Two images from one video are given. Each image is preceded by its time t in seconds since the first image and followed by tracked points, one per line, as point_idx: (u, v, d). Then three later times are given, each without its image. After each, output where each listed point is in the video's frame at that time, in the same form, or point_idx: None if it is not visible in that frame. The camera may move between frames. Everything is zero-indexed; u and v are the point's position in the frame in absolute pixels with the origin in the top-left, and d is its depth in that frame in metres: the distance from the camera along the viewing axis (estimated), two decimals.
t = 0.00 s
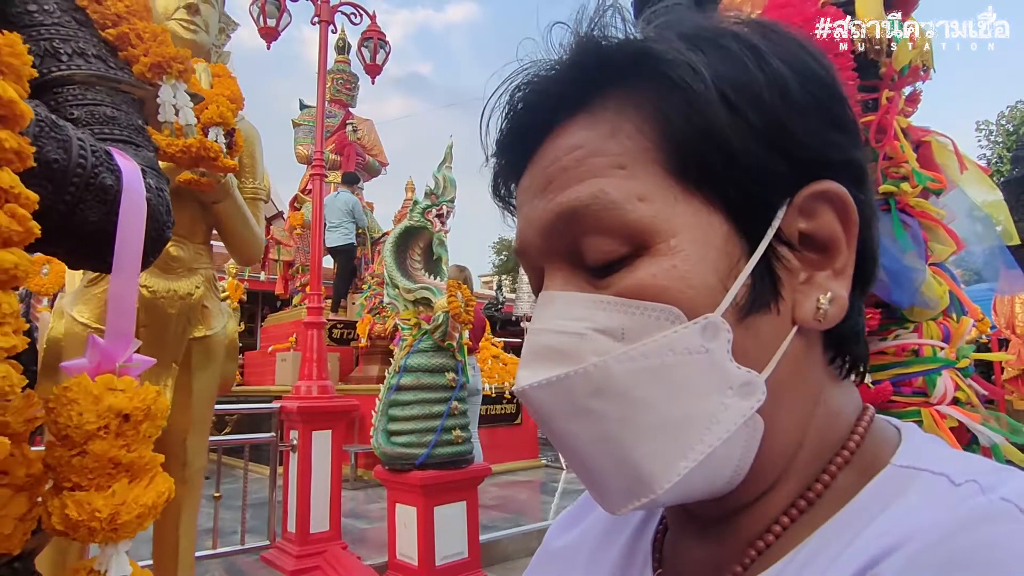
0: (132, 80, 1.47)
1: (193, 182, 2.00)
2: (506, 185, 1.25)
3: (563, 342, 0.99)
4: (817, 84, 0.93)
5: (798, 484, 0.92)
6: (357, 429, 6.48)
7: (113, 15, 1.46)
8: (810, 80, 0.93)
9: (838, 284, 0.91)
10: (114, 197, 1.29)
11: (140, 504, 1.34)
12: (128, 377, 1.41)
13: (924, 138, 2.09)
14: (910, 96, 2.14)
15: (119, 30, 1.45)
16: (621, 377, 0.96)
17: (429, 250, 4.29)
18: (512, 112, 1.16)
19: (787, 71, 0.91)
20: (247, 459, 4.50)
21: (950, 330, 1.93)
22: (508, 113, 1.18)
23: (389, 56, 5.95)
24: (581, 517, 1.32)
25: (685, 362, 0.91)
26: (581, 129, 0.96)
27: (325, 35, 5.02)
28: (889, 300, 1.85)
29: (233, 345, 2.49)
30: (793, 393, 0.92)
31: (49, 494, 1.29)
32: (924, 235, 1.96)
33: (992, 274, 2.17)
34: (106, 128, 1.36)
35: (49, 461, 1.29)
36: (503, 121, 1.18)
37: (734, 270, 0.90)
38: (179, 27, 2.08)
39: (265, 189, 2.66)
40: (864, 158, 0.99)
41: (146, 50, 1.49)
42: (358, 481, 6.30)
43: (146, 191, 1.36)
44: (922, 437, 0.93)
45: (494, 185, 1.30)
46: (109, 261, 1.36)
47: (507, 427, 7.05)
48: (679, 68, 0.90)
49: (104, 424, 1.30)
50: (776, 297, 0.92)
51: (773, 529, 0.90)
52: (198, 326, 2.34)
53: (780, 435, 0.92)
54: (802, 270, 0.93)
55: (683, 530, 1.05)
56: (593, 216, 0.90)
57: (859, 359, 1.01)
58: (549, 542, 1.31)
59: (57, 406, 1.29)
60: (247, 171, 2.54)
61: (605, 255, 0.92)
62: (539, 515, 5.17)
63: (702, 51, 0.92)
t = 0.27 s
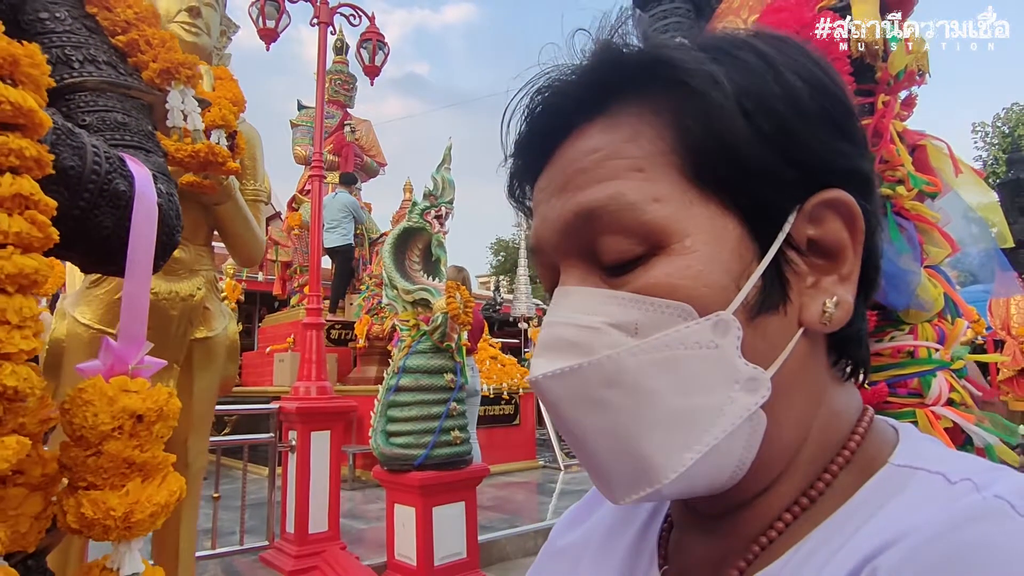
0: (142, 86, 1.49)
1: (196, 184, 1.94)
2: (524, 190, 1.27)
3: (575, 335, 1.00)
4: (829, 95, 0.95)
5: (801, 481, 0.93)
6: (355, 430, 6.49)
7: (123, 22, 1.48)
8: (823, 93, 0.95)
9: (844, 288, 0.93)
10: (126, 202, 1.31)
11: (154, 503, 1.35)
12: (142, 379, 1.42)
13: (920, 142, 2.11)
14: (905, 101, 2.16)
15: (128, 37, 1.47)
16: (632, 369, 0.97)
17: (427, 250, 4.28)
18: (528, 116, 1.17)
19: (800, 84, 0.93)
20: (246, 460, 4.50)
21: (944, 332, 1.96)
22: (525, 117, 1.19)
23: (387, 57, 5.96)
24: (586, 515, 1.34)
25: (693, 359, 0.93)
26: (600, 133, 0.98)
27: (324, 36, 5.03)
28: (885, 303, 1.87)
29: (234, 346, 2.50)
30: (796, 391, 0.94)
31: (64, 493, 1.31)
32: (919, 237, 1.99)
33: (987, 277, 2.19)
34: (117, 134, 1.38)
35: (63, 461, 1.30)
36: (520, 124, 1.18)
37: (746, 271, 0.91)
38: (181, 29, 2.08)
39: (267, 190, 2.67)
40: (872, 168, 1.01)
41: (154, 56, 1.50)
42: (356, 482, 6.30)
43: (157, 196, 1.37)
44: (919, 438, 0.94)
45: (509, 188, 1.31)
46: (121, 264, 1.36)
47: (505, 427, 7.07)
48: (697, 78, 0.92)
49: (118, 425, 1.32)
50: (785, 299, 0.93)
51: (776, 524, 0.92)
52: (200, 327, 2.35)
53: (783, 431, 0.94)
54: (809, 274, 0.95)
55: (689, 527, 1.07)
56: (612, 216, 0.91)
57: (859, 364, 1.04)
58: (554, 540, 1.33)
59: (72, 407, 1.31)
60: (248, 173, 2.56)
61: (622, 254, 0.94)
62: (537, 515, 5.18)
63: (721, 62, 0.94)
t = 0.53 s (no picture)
0: (147, 93, 1.50)
1: (197, 187, 1.90)
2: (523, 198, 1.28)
3: (572, 343, 1.02)
4: (822, 106, 0.97)
5: (793, 483, 0.95)
6: (353, 430, 6.50)
7: (128, 30, 1.50)
8: (815, 103, 0.96)
9: (835, 296, 0.95)
10: (133, 208, 1.32)
11: (161, 502, 1.36)
12: (148, 381, 1.43)
13: (914, 146, 2.13)
14: (900, 105, 2.18)
15: (134, 44, 1.50)
16: (629, 377, 0.99)
17: (426, 251, 4.29)
18: (527, 128, 1.18)
19: (794, 95, 0.94)
20: (244, 460, 4.51)
21: (937, 334, 1.98)
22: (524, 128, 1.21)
23: (386, 59, 5.98)
24: (585, 514, 1.35)
25: (687, 366, 0.95)
26: (597, 143, 1.00)
27: (322, 38, 5.04)
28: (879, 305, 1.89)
29: (235, 347, 2.51)
30: (788, 396, 0.96)
31: (72, 492, 1.32)
32: (912, 240, 2.01)
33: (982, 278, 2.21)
34: (123, 140, 1.39)
35: (73, 461, 1.32)
36: (519, 135, 1.20)
37: (737, 281, 0.93)
38: (181, 32, 2.10)
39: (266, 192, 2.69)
40: (865, 177, 1.03)
41: (158, 63, 1.53)
42: (353, 482, 6.31)
43: (163, 202, 1.39)
44: (908, 440, 0.96)
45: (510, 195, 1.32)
46: (130, 269, 1.37)
47: (503, 428, 7.08)
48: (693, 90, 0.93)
49: (125, 426, 1.33)
50: (775, 307, 0.96)
51: (770, 526, 0.93)
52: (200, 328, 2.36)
53: (776, 435, 0.95)
54: (801, 282, 0.97)
55: (685, 527, 1.09)
56: (607, 225, 0.93)
57: (852, 367, 1.05)
58: (553, 539, 1.34)
59: (82, 408, 1.32)
60: (248, 175, 2.57)
61: (618, 263, 0.95)
62: (535, 515, 5.20)
63: (715, 74, 0.96)
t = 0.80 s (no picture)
0: (150, 96, 1.52)
1: (196, 187, 1.89)
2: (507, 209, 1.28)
3: (567, 362, 1.03)
4: (804, 114, 0.98)
5: (789, 481, 0.97)
6: (352, 430, 6.51)
7: (130, 34, 1.50)
8: (798, 111, 0.98)
9: (822, 301, 0.98)
10: (137, 211, 1.34)
11: (163, 499, 1.37)
12: (152, 379, 1.44)
13: (909, 147, 2.14)
14: (894, 107, 2.20)
15: (136, 48, 1.50)
16: (626, 395, 1.00)
17: (424, 251, 4.30)
18: (509, 140, 1.19)
19: (774, 103, 0.96)
20: (242, 460, 4.52)
21: (932, 334, 1.98)
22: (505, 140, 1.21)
23: (385, 59, 5.99)
24: (583, 512, 1.36)
25: (683, 381, 0.96)
26: (582, 156, 1.00)
27: (321, 37, 5.06)
28: (873, 305, 1.93)
29: (233, 347, 2.51)
30: (782, 403, 0.97)
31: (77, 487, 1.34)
32: (907, 241, 2.02)
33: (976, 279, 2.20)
34: (127, 143, 1.41)
35: (77, 458, 1.34)
36: (502, 147, 1.21)
37: (728, 294, 0.95)
38: (182, 33, 2.11)
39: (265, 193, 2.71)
40: (846, 183, 1.04)
41: (161, 67, 1.54)
42: (352, 482, 6.32)
43: (165, 203, 1.40)
44: (901, 438, 0.98)
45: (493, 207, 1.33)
46: (133, 269, 1.38)
47: (501, 427, 7.09)
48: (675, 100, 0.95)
49: (128, 424, 1.34)
50: (766, 317, 0.97)
51: (767, 521, 0.95)
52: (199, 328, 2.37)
53: (771, 442, 0.97)
54: (789, 288, 0.99)
55: (681, 525, 1.10)
56: (597, 238, 0.94)
57: (841, 365, 1.06)
58: (550, 537, 1.35)
59: (86, 406, 1.34)
60: (247, 175, 2.58)
61: (607, 277, 0.97)
62: (533, 515, 5.21)
63: (698, 84, 0.97)
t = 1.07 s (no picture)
0: (148, 96, 1.52)
1: (192, 186, 1.86)
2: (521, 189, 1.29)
3: (566, 335, 1.04)
4: (820, 112, 0.99)
5: (783, 477, 0.97)
6: (350, 430, 6.51)
7: (129, 36, 1.50)
8: (813, 111, 0.98)
9: (827, 298, 0.98)
10: (135, 211, 1.34)
11: (161, 496, 1.37)
12: (150, 378, 1.44)
13: (905, 149, 2.17)
14: (892, 107, 2.21)
15: (134, 50, 1.50)
16: (622, 367, 1.02)
17: (423, 251, 4.31)
18: (526, 121, 1.20)
19: (792, 99, 0.96)
20: (240, 459, 4.52)
21: (927, 334, 1.99)
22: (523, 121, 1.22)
23: (383, 59, 6.00)
24: (581, 510, 1.37)
25: (681, 358, 0.97)
26: (595, 140, 1.02)
27: (320, 37, 5.06)
28: (871, 306, 1.92)
29: (231, 346, 2.51)
30: (778, 393, 0.98)
31: (75, 486, 1.34)
32: (903, 242, 2.03)
33: (976, 276, 2.19)
34: (125, 144, 1.42)
35: (75, 456, 1.34)
36: (517, 127, 1.22)
37: (733, 278, 0.95)
38: (181, 34, 2.11)
39: (263, 193, 2.71)
40: (857, 184, 1.04)
41: (159, 68, 1.54)
42: (350, 481, 6.32)
43: (163, 204, 1.40)
44: (896, 440, 0.98)
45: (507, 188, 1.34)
46: (131, 270, 1.38)
47: (500, 428, 7.10)
48: (694, 90, 0.95)
49: (127, 423, 1.34)
50: (770, 305, 0.98)
51: (763, 520, 0.95)
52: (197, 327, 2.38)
53: (767, 427, 0.98)
54: (794, 284, 0.99)
55: (674, 519, 1.11)
56: (604, 222, 0.95)
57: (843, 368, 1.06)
58: (549, 533, 1.36)
59: (84, 405, 1.34)
60: (246, 175, 2.58)
61: (614, 259, 0.97)
62: (531, 514, 5.22)
63: (716, 76, 0.97)
